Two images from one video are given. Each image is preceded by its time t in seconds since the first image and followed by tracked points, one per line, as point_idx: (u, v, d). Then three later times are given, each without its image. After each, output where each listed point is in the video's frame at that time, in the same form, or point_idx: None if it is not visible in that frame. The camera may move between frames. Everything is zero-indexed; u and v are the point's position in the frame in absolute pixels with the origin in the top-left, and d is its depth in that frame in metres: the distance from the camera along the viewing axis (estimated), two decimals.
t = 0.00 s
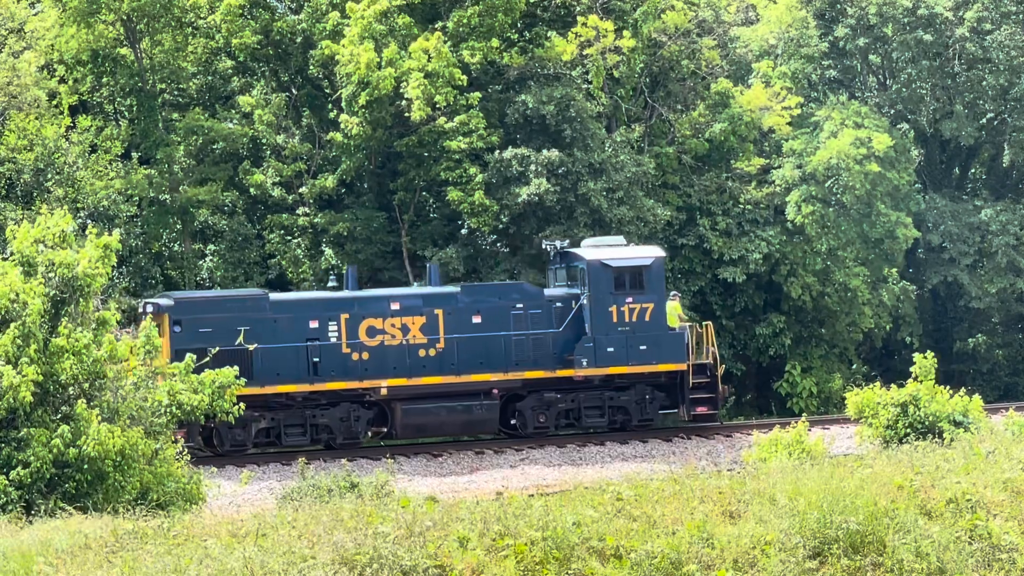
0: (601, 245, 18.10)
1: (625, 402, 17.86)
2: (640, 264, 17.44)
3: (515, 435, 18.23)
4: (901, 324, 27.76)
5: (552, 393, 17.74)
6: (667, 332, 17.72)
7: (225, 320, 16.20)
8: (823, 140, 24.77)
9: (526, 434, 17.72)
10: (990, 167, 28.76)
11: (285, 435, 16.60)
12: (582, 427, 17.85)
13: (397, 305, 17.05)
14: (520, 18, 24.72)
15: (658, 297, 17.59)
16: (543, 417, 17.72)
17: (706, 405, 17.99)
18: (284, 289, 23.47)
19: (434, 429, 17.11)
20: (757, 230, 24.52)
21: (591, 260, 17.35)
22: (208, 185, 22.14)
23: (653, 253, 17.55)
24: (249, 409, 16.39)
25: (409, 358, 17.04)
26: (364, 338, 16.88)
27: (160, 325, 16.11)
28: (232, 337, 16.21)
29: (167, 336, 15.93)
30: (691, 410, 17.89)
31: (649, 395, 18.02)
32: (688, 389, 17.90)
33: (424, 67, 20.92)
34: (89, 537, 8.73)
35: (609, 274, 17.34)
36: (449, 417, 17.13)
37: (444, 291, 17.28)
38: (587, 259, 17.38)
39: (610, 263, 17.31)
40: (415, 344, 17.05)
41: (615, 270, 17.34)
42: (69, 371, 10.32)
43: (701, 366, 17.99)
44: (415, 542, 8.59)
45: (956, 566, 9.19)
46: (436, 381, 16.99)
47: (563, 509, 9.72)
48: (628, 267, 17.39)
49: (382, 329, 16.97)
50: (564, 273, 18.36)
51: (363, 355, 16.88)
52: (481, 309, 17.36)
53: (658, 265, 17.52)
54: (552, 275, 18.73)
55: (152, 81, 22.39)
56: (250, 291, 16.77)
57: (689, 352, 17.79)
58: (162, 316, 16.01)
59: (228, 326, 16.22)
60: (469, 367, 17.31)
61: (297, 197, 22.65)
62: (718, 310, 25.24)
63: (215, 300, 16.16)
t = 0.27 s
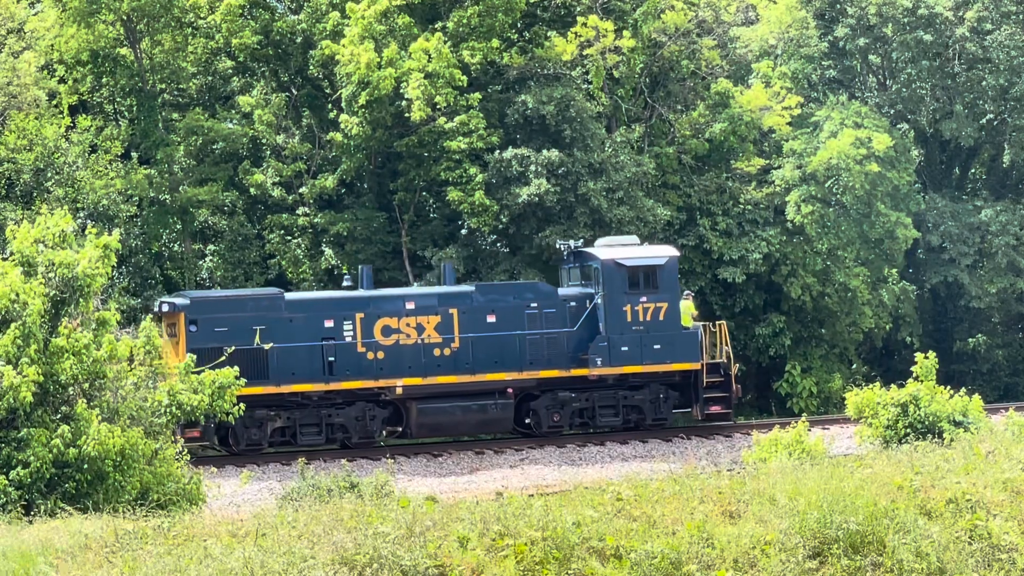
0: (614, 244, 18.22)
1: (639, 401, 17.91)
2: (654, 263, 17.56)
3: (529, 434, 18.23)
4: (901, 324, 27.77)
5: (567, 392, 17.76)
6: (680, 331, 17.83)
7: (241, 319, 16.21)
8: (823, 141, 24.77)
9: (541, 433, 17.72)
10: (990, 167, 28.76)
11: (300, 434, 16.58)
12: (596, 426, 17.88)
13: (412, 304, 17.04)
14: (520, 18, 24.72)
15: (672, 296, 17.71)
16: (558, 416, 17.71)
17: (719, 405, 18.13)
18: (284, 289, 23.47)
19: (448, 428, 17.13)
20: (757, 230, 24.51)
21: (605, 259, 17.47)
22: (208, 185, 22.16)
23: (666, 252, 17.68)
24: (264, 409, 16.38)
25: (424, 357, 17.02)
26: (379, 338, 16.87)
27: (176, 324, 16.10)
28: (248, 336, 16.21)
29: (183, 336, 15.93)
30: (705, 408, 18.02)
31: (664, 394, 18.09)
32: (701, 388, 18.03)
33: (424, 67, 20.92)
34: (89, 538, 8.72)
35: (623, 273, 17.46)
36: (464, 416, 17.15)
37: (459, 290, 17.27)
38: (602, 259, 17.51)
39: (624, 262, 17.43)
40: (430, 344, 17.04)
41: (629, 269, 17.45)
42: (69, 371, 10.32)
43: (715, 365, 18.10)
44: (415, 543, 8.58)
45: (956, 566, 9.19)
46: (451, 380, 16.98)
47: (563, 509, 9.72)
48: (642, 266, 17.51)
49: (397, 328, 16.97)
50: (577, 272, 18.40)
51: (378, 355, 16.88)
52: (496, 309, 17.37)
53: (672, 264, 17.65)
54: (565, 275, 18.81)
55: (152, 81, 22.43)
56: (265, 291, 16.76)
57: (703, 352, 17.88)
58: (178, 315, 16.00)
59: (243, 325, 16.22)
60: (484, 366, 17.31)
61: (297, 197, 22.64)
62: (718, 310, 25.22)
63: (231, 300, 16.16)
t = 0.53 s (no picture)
0: (627, 243, 18.24)
1: (652, 400, 17.89)
2: (668, 262, 17.57)
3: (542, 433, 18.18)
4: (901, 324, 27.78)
5: (580, 391, 17.73)
6: (694, 330, 17.85)
7: (256, 318, 16.28)
8: (823, 140, 24.73)
9: (555, 432, 17.66)
10: (990, 167, 28.77)
11: (315, 433, 16.56)
12: (610, 425, 17.83)
13: (426, 303, 17.07)
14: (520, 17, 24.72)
15: (685, 295, 17.72)
16: (572, 415, 17.65)
17: (733, 403, 18.17)
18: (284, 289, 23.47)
19: (463, 427, 17.10)
20: (757, 229, 24.50)
21: (619, 258, 17.50)
22: (208, 184, 22.15)
23: (679, 251, 17.71)
24: (279, 407, 16.36)
25: (439, 356, 17.02)
26: (394, 337, 16.89)
27: (192, 323, 16.21)
28: (263, 336, 16.27)
29: (198, 335, 16.01)
30: (719, 408, 18.07)
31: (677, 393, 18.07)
32: (715, 387, 18.04)
33: (424, 67, 20.91)
34: (89, 538, 8.72)
35: (637, 272, 17.49)
36: (478, 415, 17.15)
37: (473, 289, 17.31)
38: (615, 258, 17.53)
39: (638, 262, 17.46)
40: (444, 343, 17.05)
41: (643, 268, 17.48)
42: (69, 371, 10.32)
43: (728, 364, 18.09)
44: (415, 543, 8.57)
45: (956, 566, 9.19)
46: (466, 379, 16.97)
47: (563, 509, 9.72)
48: (655, 265, 17.52)
49: (412, 327, 16.98)
50: (590, 272, 18.40)
51: (393, 353, 16.88)
52: (510, 308, 17.38)
53: (685, 263, 17.66)
54: (578, 275, 18.83)
55: (152, 81, 22.42)
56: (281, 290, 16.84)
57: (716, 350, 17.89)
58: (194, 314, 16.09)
59: (258, 324, 16.29)
60: (499, 365, 17.30)
61: (297, 197, 22.64)
62: (718, 310, 25.21)
63: (246, 299, 16.25)
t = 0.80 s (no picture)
0: (641, 242, 18.27)
1: (666, 399, 17.82)
2: (681, 261, 17.59)
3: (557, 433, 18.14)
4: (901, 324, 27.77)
5: (594, 390, 17.69)
6: (707, 330, 17.84)
7: (271, 318, 16.29)
8: (824, 140, 24.72)
9: (569, 431, 17.67)
10: (990, 167, 28.77)
11: (330, 432, 16.53)
12: (624, 424, 17.76)
13: (441, 302, 17.08)
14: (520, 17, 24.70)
15: (699, 294, 17.72)
16: (586, 413, 17.65)
17: (747, 403, 18.02)
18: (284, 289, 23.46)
19: (477, 426, 17.06)
20: (757, 229, 24.50)
21: (633, 257, 17.53)
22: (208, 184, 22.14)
23: (693, 250, 17.71)
24: (294, 406, 16.32)
25: (453, 355, 17.03)
26: (408, 336, 16.90)
27: (207, 322, 16.23)
28: (278, 335, 16.29)
29: (213, 333, 16.03)
30: (732, 406, 17.95)
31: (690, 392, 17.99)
32: (728, 385, 17.97)
33: (425, 67, 20.90)
34: (89, 538, 8.72)
35: (650, 271, 17.50)
36: (493, 414, 17.11)
37: (487, 288, 17.31)
38: (629, 256, 17.56)
39: (651, 261, 17.48)
40: (459, 342, 17.06)
41: (657, 267, 17.50)
42: (69, 371, 10.33)
43: (742, 363, 18.06)
44: (415, 542, 8.58)
45: (956, 566, 9.19)
46: (480, 378, 16.99)
47: (563, 509, 9.72)
48: (669, 264, 17.54)
49: (426, 326, 16.99)
50: (604, 271, 18.43)
51: (407, 353, 16.90)
52: (524, 307, 17.40)
53: (699, 262, 17.67)
54: (592, 274, 18.85)
55: (152, 81, 22.41)
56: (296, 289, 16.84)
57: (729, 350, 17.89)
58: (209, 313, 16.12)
59: (273, 324, 16.31)
60: (513, 364, 17.31)
61: (297, 197, 22.65)
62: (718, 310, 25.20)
63: (261, 299, 16.26)
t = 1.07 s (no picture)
0: (654, 242, 18.26)
1: (679, 398, 17.81)
2: (694, 261, 17.59)
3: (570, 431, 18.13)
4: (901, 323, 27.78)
5: (607, 389, 17.70)
6: (720, 329, 17.83)
7: (285, 317, 16.35)
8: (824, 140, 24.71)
9: (582, 430, 17.66)
10: (990, 167, 28.78)
11: (344, 431, 16.54)
12: (637, 423, 17.75)
13: (454, 302, 17.08)
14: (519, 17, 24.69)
15: (711, 294, 17.72)
16: (599, 413, 17.62)
17: (759, 402, 18.01)
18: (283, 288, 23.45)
19: (491, 425, 17.08)
20: (757, 229, 24.51)
21: (646, 256, 17.54)
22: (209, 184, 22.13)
23: (705, 250, 17.71)
24: (308, 406, 16.37)
25: (467, 354, 17.03)
26: (422, 335, 16.90)
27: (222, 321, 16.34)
28: (292, 334, 16.35)
29: (227, 333, 16.14)
30: (744, 405, 17.93)
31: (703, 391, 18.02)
32: (740, 384, 17.95)
33: (424, 66, 20.89)
34: (89, 537, 8.72)
35: (663, 270, 17.51)
36: (506, 413, 17.13)
37: (501, 287, 17.33)
38: (642, 256, 17.57)
39: (664, 260, 17.49)
40: (472, 341, 17.07)
41: (670, 266, 17.50)
42: (69, 371, 10.33)
43: (754, 362, 18.03)
44: (416, 542, 8.58)
45: (956, 565, 9.19)
46: (493, 377, 16.99)
47: (563, 508, 9.71)
48: (681, 263, 17.55)
49: (440, 325, 16.99)
50: (616, 271, 18.43)
51: (421, 352, 16.89)
52: (537, 306, 17.41)
53: (711, 261, 17.67)
54: (604, 273, 18.85)
55: (152, 81, 22.39)
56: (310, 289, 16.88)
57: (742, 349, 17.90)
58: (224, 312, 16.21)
59: (288, 323, 16.36)
60: (526, 363, 17.32)
61: (297, 197, 22.64)
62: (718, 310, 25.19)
63: (275, 298, 16.31)
